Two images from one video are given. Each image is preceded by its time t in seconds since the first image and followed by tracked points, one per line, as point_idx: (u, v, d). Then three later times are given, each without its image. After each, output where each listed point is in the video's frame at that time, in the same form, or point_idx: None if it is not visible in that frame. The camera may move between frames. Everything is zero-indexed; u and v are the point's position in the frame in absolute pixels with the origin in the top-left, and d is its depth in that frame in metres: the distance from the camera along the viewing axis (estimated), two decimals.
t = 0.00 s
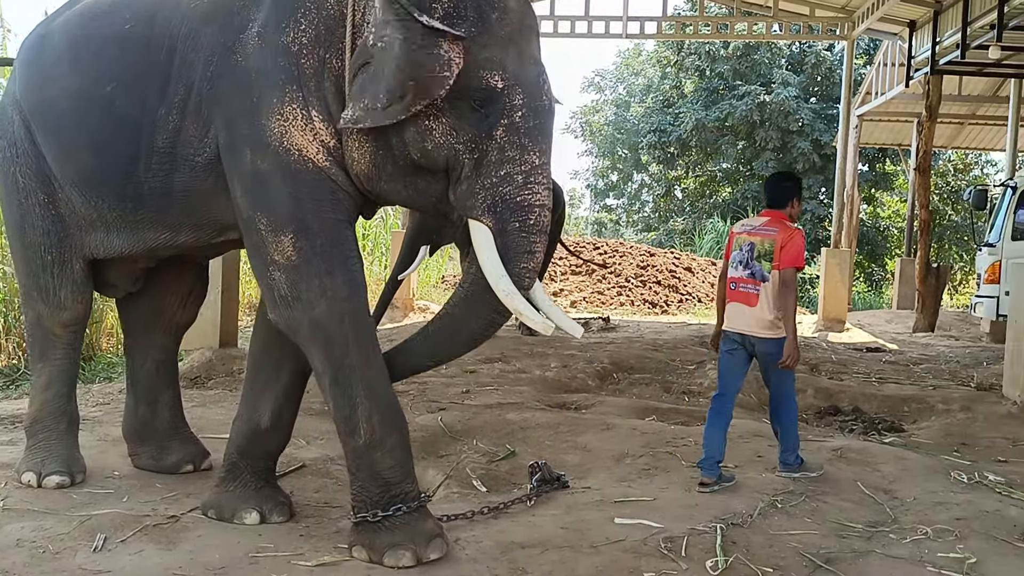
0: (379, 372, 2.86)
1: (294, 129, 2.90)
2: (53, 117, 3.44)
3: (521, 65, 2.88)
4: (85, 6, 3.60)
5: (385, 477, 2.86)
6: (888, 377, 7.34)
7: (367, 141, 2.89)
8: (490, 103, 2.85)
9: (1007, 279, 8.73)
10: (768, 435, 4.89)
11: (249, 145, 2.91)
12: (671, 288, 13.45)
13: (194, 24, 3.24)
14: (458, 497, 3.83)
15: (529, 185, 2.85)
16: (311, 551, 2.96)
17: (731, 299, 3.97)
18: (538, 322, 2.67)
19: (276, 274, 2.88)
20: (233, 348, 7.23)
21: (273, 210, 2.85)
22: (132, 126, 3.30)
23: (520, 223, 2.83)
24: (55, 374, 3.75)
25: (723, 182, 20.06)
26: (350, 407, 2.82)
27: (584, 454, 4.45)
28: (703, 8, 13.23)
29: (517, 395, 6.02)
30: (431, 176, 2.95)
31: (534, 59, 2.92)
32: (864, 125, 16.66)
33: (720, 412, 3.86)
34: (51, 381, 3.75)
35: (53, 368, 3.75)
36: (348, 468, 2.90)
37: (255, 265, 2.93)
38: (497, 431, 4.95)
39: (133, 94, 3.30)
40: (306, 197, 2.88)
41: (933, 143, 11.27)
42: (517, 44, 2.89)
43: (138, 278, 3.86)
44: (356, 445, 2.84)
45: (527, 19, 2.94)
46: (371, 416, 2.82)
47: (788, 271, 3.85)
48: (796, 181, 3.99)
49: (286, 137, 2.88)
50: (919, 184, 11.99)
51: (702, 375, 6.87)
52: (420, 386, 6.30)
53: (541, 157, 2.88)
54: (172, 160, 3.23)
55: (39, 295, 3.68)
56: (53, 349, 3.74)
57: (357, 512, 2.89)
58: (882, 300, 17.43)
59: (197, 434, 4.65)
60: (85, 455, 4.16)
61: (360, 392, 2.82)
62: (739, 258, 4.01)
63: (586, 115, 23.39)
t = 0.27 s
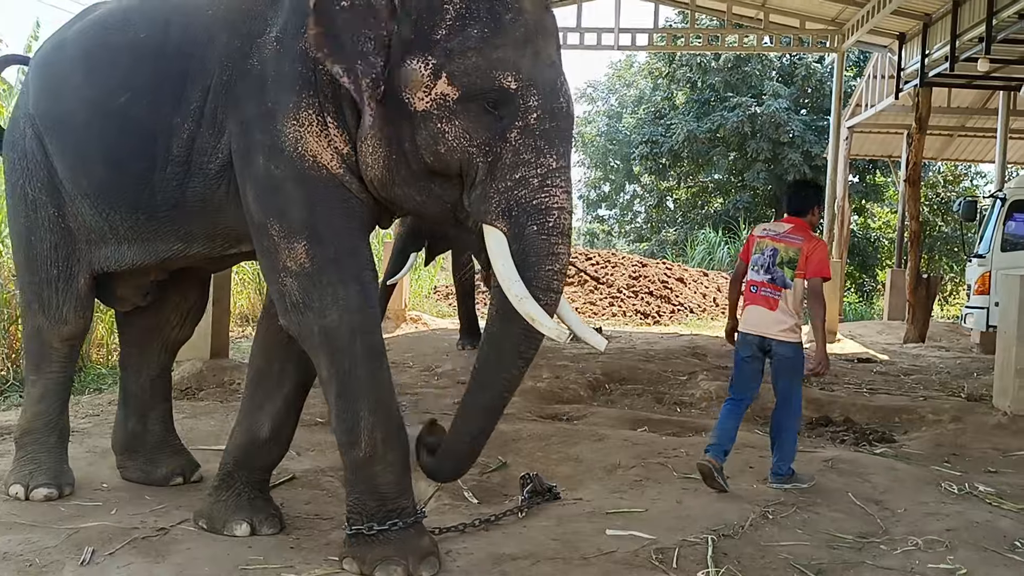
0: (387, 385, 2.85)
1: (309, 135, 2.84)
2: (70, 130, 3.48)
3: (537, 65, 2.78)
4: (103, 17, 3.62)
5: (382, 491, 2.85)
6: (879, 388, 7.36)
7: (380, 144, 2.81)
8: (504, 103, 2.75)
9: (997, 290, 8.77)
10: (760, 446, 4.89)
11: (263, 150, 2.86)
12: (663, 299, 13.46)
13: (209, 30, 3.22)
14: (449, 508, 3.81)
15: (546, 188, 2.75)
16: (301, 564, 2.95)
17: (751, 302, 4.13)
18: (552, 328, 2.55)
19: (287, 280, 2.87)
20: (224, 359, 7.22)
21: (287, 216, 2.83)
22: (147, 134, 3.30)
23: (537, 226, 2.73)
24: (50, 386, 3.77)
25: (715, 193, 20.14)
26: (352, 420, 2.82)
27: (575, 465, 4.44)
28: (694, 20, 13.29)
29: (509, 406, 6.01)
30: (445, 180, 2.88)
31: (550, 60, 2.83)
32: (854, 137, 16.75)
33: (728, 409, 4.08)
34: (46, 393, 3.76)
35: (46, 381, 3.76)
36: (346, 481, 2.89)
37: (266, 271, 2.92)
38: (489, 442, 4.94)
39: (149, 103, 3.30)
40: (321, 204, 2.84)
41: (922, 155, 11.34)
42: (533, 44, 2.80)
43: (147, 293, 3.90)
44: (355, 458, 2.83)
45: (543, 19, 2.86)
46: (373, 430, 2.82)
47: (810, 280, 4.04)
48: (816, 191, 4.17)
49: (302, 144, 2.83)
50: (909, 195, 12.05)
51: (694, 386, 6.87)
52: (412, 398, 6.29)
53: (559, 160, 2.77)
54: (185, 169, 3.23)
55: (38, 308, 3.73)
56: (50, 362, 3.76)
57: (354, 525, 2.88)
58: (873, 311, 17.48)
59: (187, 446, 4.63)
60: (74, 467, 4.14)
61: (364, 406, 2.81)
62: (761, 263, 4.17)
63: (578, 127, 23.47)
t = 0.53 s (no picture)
0: (387, 396, 2.84)
1: (323, 137, 2.85)
2: (85, 133, 3.44)
3: (553, 62, 2.72)
4: (121, 22, 3.61)
5: (373, 499, 2.83)
6: (867, 398, 7.38)
7: (392, 144, 2.82)
8: (518, 101, 2.68)
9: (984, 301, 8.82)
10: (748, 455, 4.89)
11: (276, 151, 2.88)
12: (653, 308, 13.49)
13: (229, 33, 3.24)
14: (438, 516, 3.80)
15: (562, 188, 2.62)
16: (288, 572, 2.93)
17: (753, 311, 4.15)
18: (564, 331, 2.46)
19: (297, 283, 2.88)
20: (212, 365, 7.19)
21: (298, 218, 2.83)
22: (164, 137, 3.29)
23: (553, 228, 2.60)
24: (44, 392, 3.74)
25: (705, 203, 20.20)
26: (350, 428, 2.81)
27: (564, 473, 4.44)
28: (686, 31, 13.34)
29: (498, 414, 6.00)
30: (460, 181, 2.84)
31: (567, 57, 2.75)
32: (843, 148, 16.85)
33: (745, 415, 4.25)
34: (40, 398, 3.73)
35: (42, 387, 3.73)
36: (338, 488, 2.88)
37: (275, 272, 2.93)
38: (478, 450, 4.93)
39: (167, 105, 3.30)
40: (333, 207, 2.85)
41: (911, 166, 11.41)
42: (548, 42, 2.74)
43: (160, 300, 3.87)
44: (349, 466, 2.81)
45: (560, 16, 2.80)
46: (370, 441, 2.80)
47: (815, 291, 4.09)
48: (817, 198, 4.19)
49: (315, 145, 2.84)
50: (897, 206, 12.12)
51: (683, 395, 6.88)
52: (401, 405, 6.28)
53: (576, 160, 2.65)
54: (202, 172, 3.23)
55: (41, 315, 3.69)
56: (47, 369, 3.73)
57: (346, 533, 2.86)
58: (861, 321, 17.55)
59: (175, 452, 4.60)
60: (59, 473, 4.10)
61: (363, 416, 2.80)
62: (764, 273, 4.17)
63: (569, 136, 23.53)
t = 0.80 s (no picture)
0: (379, 398, 2.86)
1: (330, 136, 2.85)
2: (99, 136, 3.41)
3: (564, 59, 2.73)
4: (130, 25, 3.58)
5: (361, 500, 2.85)
6: (852, 403, 7.42)
7: (401, 143, 2.83)
8: (529, 98, 2.70)
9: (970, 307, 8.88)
10: (735, 459, 4.91)
11: (280, 148, 2.89)
12: (641, 311, 13.51)
13: (239, 32, 3.25)
14: (424, 517, 3.79)
15: (574, 187, 2.64)
16: (272, 573, 2.92)
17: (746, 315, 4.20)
18: (578, 332, 2.45)
19: (297, 280, 2.88)
20: (198, 365, 7.15)
21: (302, 216, 2.84)
22: (177, 138, 3.29)
23: (565, 228, 2.62)
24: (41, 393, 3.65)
25: (694, 207, 20.25)
26: (341, 429, 2.82)
27: (551, 476, 4.44)
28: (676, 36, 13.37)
29: (486, 417, 6.00)
30: (469, 180, 2.85)
31: (579, 52, 2.77)
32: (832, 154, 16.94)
33: (755, 423, 4.41)
34: (38, 398, 3.66)
35: (40, 390, 3.65)
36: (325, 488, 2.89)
37: (276, 269, 2.93)
38: (465, 452, 4.93)
39: (179, 106, 3.30)
40: (336, 206, 2.86)
41: (898, 172, 11.48)
42: (560, 37, 2.75)
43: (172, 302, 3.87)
44: (339, 466, 2.83)
45: (571, 10, 2.82)
46: (360, 443, 2.82)
47: (806, 294, 4.12)
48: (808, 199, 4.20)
49: (321, 143, 2.84)
50: (885, 212, 12.19)
51: (670, 399, 6.89)
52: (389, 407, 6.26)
53: (589, 157, 2.66)
54: (215, 172, 3.24)
55: (42, 323, 3.58)
56: (47, 375, 3.64)
57: (332, 534, 2.87)
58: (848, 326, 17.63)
59: (160, 452, 4.58)
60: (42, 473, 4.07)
61: (353, 418, 2.82)
62: (759, 278, 4.21)
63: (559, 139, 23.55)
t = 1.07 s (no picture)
0: (371, 401, 2.82)
1: (329, 136, 2.79)
2: (103, 143, 3.37)
3: (570, 55, 2.57)
4: (134, 30, 3.53)
5: (347, 503, 2.82)
6: (837, 402, 7.46)
7: (407, 141, 2.67)
8: (534, 94, 2.55)
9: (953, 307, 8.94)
10: (719, 458, 4.93)
11: (279, 147, 2.83)
12: (628, 311, 13.54)
13: (238, 31, 3.17)
14: (409, 519, 3.78)
15: (579, 185, 2.50)
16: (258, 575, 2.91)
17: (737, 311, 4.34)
18: (581, 330, 2.31)
19: (293, 279, 2.82)
20: (184, 367, 7.12)
21: (299, 215, 2.78)
22: (178, 141, 3.22)
23: (571, 228, 2.48)
24: (62, 396, 3.65)
25: (680, 207, 20.31)
26: (330, 431, 2.78)
27: (537, 476, 4.44)
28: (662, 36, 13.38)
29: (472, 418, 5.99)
30: (473, 179, 2.70)
31: (585, 50, 2.60)
32: (817, 155, 17.03)
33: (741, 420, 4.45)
34: (59, 400, 3.64)
35: (63, 390, 3.65)
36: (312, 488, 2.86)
37: (272, 269, 2.88)
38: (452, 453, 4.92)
39: (180, 109, 3.23)
40: (334, 207, 2.80)
41: (882, 173, 11.56)
42: (566, 33, 2.58)
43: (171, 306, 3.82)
44: (326, 469, 2.79)
45: (577, 5, 2.62)
46: (349, 446, 2.79)
47: (785, 281, 4.17)
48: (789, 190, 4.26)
49: (320, 143, 2.79)
50: (869, 213, 12.26)
51: (656, 399, 6.91)
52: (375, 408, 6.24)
53: (593, 156, 2.52)
54: (218, 175, 3.16)
55: (53, 331, 3.57)
56: (68, 381, 3.64)
57: (316, 537, 2.84)
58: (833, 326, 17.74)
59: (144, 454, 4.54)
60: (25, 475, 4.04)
61: (343, 420, 2.78)
62: (747, 274, 4.34)
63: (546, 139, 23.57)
